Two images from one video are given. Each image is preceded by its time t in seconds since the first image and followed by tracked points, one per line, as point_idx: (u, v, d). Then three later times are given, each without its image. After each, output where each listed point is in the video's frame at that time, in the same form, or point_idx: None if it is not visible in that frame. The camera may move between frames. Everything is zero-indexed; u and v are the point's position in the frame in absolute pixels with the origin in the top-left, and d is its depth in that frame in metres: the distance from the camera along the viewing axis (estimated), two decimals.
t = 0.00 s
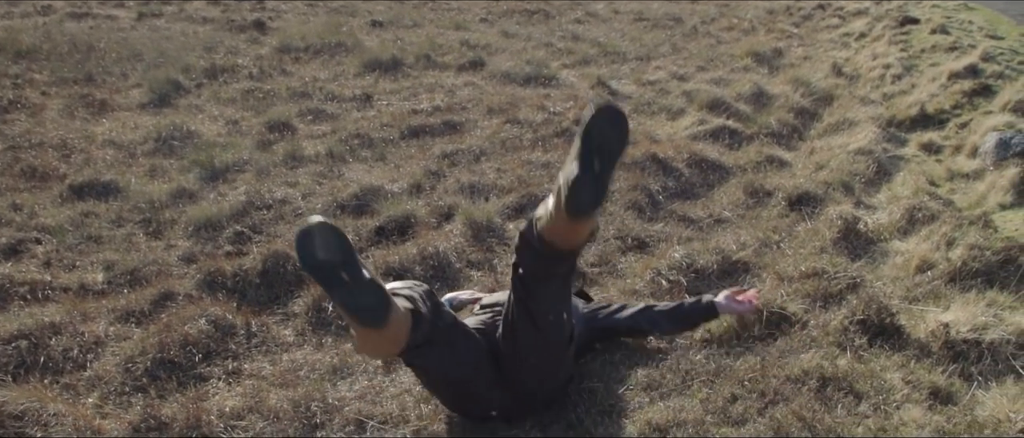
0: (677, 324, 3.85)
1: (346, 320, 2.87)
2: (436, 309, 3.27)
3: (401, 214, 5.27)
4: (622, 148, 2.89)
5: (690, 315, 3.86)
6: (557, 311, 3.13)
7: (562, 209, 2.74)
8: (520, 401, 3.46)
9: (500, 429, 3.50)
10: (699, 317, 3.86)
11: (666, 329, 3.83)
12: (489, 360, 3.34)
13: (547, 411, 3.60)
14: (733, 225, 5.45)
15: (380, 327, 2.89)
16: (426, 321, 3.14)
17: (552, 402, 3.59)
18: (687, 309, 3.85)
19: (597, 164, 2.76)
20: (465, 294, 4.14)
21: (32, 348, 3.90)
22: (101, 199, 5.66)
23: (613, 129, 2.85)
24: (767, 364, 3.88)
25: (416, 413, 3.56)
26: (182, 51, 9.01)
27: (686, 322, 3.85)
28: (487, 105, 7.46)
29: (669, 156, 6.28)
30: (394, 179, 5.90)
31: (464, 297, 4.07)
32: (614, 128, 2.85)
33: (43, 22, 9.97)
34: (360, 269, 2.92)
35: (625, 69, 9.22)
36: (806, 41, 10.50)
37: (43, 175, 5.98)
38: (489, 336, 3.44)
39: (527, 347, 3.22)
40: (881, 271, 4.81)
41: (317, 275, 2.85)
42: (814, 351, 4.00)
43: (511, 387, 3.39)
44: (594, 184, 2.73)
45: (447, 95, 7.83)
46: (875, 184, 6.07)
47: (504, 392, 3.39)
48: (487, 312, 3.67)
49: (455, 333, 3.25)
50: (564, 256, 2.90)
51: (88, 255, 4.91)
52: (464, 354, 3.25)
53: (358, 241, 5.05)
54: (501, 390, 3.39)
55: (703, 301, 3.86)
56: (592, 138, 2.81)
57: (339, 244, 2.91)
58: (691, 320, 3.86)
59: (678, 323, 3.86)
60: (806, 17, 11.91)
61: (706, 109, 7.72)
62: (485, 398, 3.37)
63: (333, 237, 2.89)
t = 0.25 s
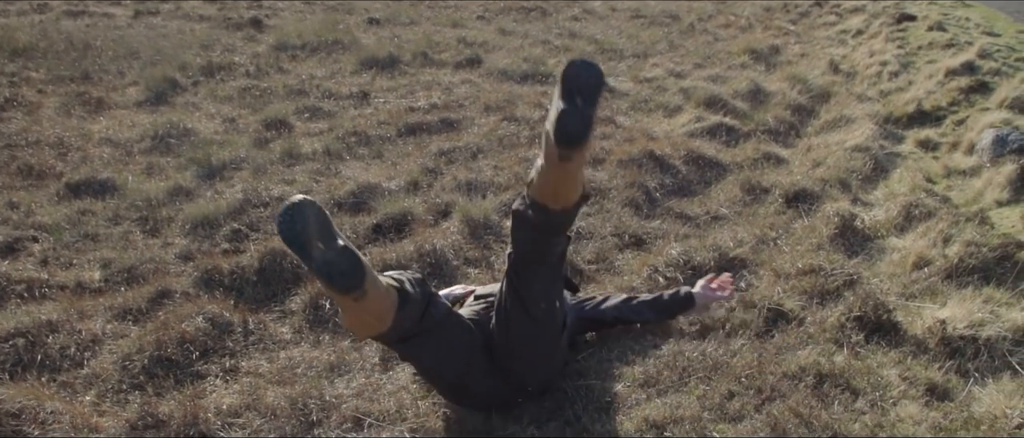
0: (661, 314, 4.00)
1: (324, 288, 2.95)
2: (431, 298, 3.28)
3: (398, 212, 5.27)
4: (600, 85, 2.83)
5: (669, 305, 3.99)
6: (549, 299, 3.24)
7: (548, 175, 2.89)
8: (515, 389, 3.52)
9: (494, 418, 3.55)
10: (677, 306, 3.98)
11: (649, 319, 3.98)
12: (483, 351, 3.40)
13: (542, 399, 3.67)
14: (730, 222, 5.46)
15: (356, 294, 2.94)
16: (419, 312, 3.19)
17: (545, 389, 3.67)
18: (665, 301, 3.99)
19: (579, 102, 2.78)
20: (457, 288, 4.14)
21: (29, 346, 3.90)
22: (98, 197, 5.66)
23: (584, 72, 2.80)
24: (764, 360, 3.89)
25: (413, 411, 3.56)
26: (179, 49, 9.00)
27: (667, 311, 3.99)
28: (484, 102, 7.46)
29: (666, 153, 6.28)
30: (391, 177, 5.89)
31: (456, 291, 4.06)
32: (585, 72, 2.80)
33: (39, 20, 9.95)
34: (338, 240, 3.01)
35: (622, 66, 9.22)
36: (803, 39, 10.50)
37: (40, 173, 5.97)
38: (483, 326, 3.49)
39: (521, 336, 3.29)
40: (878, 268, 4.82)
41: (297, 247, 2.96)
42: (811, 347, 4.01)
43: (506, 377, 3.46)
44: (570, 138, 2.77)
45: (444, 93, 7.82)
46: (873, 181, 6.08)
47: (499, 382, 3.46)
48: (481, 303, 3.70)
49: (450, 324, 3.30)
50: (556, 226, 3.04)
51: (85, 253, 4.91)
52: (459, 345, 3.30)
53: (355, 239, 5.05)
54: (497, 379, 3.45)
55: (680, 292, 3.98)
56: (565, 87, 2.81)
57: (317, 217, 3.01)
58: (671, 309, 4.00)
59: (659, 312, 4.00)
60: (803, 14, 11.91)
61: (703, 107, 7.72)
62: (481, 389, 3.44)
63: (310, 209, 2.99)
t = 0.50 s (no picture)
0: (645, 308, 4.22)
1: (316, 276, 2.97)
2: (427, 290, 3.31)
3: (395, 209, 5.27)
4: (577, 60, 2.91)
5: (654, 300, 4.22)
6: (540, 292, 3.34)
7: (533, 151, 2.97)
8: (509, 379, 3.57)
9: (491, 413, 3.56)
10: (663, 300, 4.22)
11: (637, 313, 4.20)
12: (480, 343, 3.45)
13: (535, 389, 3.72)
14: (728, 219, 5.47)
15: (345, 280, 2.95)
16: (415, 303, 3.21)
17: (538, 380, 3.72)
18: (652, 293, 4.22)
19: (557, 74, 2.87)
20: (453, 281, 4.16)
21: (26, 344, 3.90)
22: (94, 195, 5.65)
23: (558, 48, 2.89)
24: (761, 357, 3.89)
25: (410, 407, 3.56)
26: (176, 46, 8.99)
27: (652, 305, 4.21)
28: (481, 100, 7.46)
29: (664, 150, 6.29)
30: (388, 174, 5.89)
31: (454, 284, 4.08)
32: (560, 49, 2.89)
33: (35, 18, 9.94)
34: (331, 228, 3.03)
35: (619, 64, 9.23)
36: (801, 36, 10.51)
37: (37, 171, 5.97)
38: (479, 317, 3.54)
39: (515, 326, 3.36)
40: (875, 265, 4.83)
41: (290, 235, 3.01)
42: (808, 344, 4.01)
43: (501, 368, 3.51)
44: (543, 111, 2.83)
45: (441, 90, 7.82)
46: (869, 178, 6.09)
47: (495, 373, 3.51)
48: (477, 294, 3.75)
49: (447, 316, 3.33)
50: (547, 205, 3.12)
51: (82, 251, 4.90)
52: (454, 336, 3.35)
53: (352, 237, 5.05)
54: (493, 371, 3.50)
55: (665, 286, 4.24)
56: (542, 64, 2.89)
57: (312, 207, 3.05)
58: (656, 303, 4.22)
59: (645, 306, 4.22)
60: (800, 11, 11.92)
61: (700, 104, 7.73)
62: (478, 379, 3.48)
63: (303, 198, 3.03)
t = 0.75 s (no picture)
0: (636, 302, 4.27)
1: (316, 272, 2.98)
2: (424, 285, 3.31)
3: (393, 206, 5.28)
4: (564, 57, 2.99)
5: (644, 294, 4.29)
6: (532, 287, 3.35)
7: (518, 144, 3.00)
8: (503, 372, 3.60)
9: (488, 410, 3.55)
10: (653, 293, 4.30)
11: (628, 305, 4.25)
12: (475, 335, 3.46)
13: (530, 383, 3.74)
14: (725, 217, 5.47)
15: (344, 277, 2.95)
16: (412, 299, 3.21)
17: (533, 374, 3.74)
18: (641, 287, 4.29)
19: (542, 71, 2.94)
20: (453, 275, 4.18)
21: (24, 341, 3.89)
22: (92, 192, 5.65)
23: (546, 43, 2.99)
24: (759, 354, 3.90)
25: (407, 404, 3.57)
26: (173, 44, 8.98)
27: (642, 298, 4.28)
28: (479, 97, 7.46)
29: (661, 148, 6.29)
30: (385, 172, 5.89)
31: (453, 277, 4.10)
32: (547, 45, 2.98)
33: (33, 16, 9.92)
34: (332, 224, 3.03)
35: (617, 61, 9.23)
36: (798, 34, 10.51)
37: (34, 168, 5.96)
38: (475, 311, 3.56)
39: (509, 321, 3.38)
40: (872, 262, 4.83)
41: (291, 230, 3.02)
42: (806, 341, 4.01)
43: (496, 361, 3.53)
44: (527, 103, 2.89)
45: (439, 88, 7.82)
46: (867, 175, 6.10)
47: (490, 365, 3.52)
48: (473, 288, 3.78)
49: (444, 310, 3.34)
50: (535, 200, 3.12)
51: (79, 248, 4.90)
52: (451, 330, 3.36)
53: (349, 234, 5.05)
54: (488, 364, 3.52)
55: (652, 280, 4.32)
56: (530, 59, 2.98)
57: (314, 201, 3.05)
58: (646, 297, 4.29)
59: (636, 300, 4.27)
60: (798, 9, 11.92)
61: (698, 101, 7.73)
62: (473, 372, 3.49)
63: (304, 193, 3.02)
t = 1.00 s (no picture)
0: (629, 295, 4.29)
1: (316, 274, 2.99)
2: (424, 285, 3.31)
3: (391, 205, 5.28)
4: (553, 63, 3.00)
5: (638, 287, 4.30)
6: (526, 285, 3.36)
7: (507, 151, 3.00)
8: (500, 368, 3.62)
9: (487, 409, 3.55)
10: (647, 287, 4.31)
11: (621, 300, 4.27)
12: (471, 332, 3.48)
13: (527, 380, 3.75)
14: (723, 215, 5.48)
15: (343, 280, 2.95)
16: (413, 301, 3.21)
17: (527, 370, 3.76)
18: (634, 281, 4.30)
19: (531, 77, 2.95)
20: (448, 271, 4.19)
21: (22, 340, 3.89)
22: (90, 191, 5.65)
23: (535, 49, 2.99)
24: (757, 352, 3.90)
25: (406, 402, 3.57)
26: (171, 42, 8.98)
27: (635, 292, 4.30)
28: (477, 95, 7.46)
29: (659, 146, 6.30)
30: (383, 170, 5.89)
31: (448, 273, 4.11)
32: (536, 50, 2.99)
33: (30, 14, 9.92)
34: (333, 227, 3.02)
35: (615, 59, 9.23)
36: (796, 32, 10.52)
37: (32, 167, 5.96)
38: (470, 307, 3.57)
39: (505, 321, 3.39)
40: (870, 260, 4.84)
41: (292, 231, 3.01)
42: (803, 339, 4.02)
43: (490, 356, 3.56)
44: (515, 113, 2.90)
45: (437, 86, 7.81)
46: (865, 173, 6.10)
47: (484, 361, 3.55)
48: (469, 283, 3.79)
49: (443, 309, 3.34)
50: (525, 205, 3.12)
51: (77, 247, 4.90)
52: (449, 329, 3.37)
53: (347, 232, 5.05)
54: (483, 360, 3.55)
55: (644, 275, 4.32)
56: (520, 64, 2.99)
57: (314, 203, 3.04)
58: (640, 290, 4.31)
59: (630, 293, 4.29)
60: (796, 7, 11.92)
61: (696, 100, 7.73)
62: (468, 368, 3.52)
63: (304, 195, 3.01)
